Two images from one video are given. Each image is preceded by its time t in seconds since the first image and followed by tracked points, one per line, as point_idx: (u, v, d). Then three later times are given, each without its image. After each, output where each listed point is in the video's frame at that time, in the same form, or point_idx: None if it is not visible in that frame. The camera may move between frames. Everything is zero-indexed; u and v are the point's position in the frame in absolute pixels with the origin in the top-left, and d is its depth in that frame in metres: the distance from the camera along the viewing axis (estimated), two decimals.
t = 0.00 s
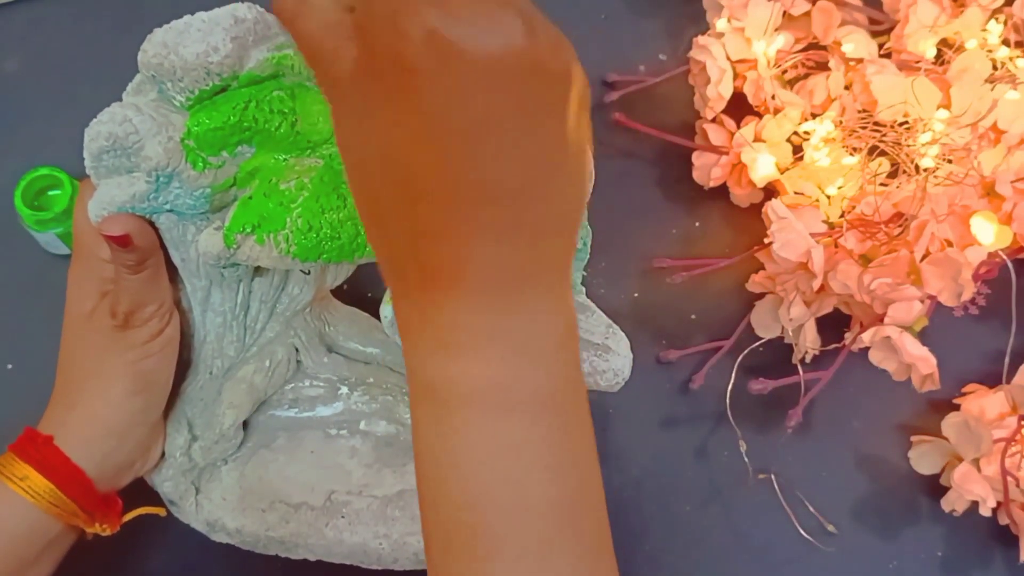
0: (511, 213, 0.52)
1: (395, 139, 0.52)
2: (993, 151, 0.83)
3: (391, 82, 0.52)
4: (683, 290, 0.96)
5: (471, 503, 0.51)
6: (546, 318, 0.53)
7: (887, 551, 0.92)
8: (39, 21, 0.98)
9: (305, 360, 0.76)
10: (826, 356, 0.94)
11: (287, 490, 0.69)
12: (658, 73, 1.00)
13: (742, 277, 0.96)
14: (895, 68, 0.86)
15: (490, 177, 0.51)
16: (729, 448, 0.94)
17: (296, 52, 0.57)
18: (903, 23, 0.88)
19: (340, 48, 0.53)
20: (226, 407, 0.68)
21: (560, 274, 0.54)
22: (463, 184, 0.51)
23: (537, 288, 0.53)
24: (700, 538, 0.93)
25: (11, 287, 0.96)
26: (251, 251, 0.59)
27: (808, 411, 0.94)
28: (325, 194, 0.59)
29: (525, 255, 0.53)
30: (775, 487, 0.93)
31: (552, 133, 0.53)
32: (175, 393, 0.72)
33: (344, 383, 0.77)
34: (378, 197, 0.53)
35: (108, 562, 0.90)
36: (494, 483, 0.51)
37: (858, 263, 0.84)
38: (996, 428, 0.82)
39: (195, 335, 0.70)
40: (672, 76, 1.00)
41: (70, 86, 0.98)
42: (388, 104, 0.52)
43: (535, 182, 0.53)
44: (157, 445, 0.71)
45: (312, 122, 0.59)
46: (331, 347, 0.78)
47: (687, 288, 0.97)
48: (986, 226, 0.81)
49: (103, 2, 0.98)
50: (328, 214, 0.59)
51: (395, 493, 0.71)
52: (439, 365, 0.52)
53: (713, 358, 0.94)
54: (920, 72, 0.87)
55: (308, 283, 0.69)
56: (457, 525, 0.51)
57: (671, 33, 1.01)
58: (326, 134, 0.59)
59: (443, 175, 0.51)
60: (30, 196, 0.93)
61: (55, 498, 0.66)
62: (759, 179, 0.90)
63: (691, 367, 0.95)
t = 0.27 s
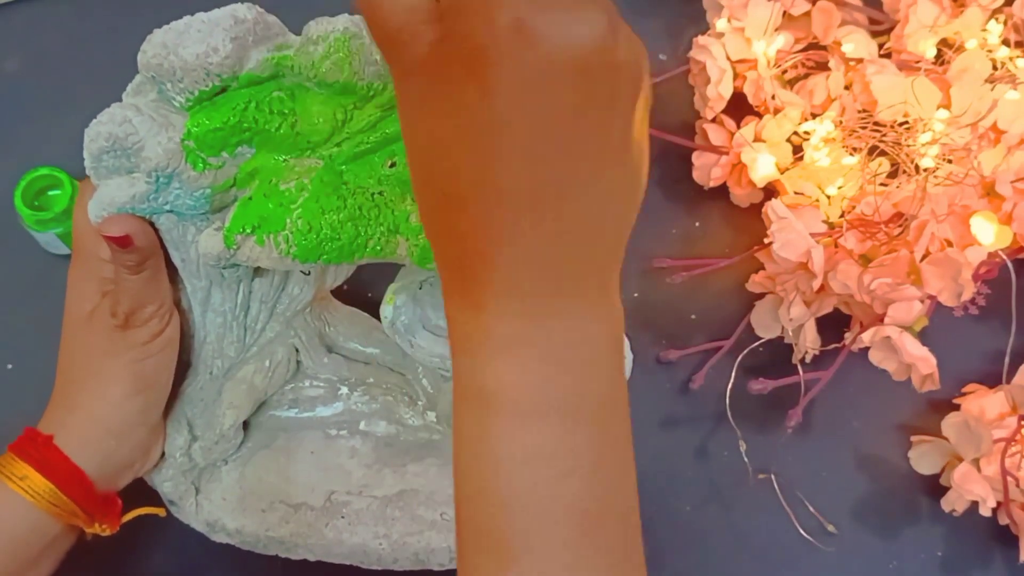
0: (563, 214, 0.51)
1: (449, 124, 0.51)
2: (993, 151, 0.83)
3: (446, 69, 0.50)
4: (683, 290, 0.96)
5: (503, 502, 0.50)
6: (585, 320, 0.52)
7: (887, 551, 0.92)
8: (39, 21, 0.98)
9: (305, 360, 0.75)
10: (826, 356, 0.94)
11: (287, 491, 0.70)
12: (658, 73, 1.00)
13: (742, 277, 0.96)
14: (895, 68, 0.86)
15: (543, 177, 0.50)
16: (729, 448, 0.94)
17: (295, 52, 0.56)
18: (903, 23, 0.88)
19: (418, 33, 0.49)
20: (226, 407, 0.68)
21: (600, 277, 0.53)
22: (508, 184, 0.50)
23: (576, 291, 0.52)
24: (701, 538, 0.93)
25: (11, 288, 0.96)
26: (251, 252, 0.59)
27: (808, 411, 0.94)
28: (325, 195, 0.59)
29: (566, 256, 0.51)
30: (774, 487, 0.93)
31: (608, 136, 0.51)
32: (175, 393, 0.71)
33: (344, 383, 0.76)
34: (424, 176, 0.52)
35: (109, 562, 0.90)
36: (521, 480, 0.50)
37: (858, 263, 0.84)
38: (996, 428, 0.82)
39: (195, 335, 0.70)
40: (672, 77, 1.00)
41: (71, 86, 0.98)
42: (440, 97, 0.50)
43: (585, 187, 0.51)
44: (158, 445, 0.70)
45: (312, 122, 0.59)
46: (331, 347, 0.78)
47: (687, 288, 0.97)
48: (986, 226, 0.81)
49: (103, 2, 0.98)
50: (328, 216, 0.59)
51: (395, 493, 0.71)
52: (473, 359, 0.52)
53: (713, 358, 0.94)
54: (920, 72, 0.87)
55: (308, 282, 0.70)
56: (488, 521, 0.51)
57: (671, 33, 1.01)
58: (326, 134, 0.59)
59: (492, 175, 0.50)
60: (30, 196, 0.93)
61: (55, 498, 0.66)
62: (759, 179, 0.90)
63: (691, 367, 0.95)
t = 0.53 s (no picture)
0: (552, 176, 0.52)
1: (441, 106, 0.52)
2: (993, 151, 0.83)
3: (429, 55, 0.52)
4: (683, 290, 0.96)
5: (509, 487, 0.50)
6: (580, 283, 0.53)
7: (887, 552, 0.92)
8: (39, 21, 0.98)
9: (305, 360, 0.75)
10: (826, 356, 0.94)
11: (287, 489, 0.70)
12: (658, 73, 1.00)
13: (742, 277, 0.96)
14: (895, 68, 0.86)
15: (534, 144, 0.52)
16: (728, 448, 0.94)
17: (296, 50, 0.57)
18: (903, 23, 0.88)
19: (399, 11, 0.52)
20: (227, 405, 0.68)
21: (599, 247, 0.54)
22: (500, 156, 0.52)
23: (574, 255, 0.53)
24: (701, 538, 0.93)
25: (12, 288, 0.96)
26: (252, 249, 0.59)
27: (808, 411, 0.94)
28: (326, 193, 0.60)
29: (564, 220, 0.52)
30: (774, 487, 0.93)
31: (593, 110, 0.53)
32: (176, 392, 0.71)
33: (344, 382, 0.77)
34: (427, 157, 0.53)
35: (109, 562, 0.90)
36: (529, 456, 0.50)
37: (858, 263, 0.84)
38: (996, 428, 0.82)
39: (195, 334, 0.70)
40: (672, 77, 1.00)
41: (71, 86, 0.98)
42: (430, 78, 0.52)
43: (580, 144, 0.53)
44: (157, 444, 0.70)
45: (312, 120, 0.59)
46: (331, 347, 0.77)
47: (687, 288, 0.97)
48: (986, 226, 0.81)
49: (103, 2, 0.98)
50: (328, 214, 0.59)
51: (396, 492, 0.71)
52: (470, 341, 0.52)
53: (713, 358, 0.94)
54: (920, 72, 0.87)
55: (308, 281, 0.70)
56: (492, 528, 0.50)
57: (671, 33, 1.01)
58: (327, 132, 0.60)
59: (490, 142, 0.52)
60: (30, 196, 0.93)
61: (56, 497, 0.66)
62: (759, 178, 0.90)
63: (691, 367, 0.95)
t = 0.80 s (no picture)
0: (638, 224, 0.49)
1: (524, 129, 0.48)
2: (993, 151, 0.83)
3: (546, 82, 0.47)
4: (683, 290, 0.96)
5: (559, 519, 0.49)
6: (659, 341, 0.50)
7: (887, 551, 0.92)
8: (39, 21, 0.98)
9: (305, 360, 0.75)
10: (826, 356, 0.94)
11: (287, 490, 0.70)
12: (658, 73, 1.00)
13: (742, 277, 0.96)
14: (895, 68, 0.86)
15: (627, 180, 0.48)
16: (728, 448, 0.94)
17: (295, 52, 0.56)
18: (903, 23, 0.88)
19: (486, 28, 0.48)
20: (226, 407, 0.68)
21: (678, 302, 0.51)
22: (603, 201, 0.48)
23: (654, 311, 0.50)
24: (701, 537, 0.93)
25: (11, 287, 0.96)
26: (251, 252, 0.59)
27: (808, 411, 0.94)
28: (325, 196, 0.59)
29: (653, 273, 0.50)
30: (774, 487, 0.93)
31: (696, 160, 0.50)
32: (175, 393, 0.71)
33: (344, 383, 0.76)
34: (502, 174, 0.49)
35: (109, 562, 0.90)
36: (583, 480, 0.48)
37: (858, 263, 0.85)
38: (996, 428, 0.82)
39: (195, 335, 0.70)
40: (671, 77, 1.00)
41: (71, 85, 0.98)
42: (529, 103, 0.48)
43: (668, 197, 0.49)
44: (157, 445, 0.70)
45: (312, 122, 0.59)
46: (330, 348, 0.77)
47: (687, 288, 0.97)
48: (986, 226, 0.81)
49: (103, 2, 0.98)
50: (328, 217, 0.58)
51: (395, 494, 0.71)
52: (538, 372, 0.50)
53: (713, 358, 0.94)
54: (920, 72, 0.87)
55: (307, 283, 0.69)
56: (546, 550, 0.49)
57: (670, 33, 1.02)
58: (327, 134, 0.59)
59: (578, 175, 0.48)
60: (30, 196, 0.93)
61: (54, 498, 0.66)
62: (759, 179, 0.90)
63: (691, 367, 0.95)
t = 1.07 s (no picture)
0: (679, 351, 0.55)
1: (586, 254, 0.53)
2: (993, 151, 0.84)
3: (594, 198, 0.53)
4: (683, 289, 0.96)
5: None
6: (689, 440, 0.56)
7: (887, 552, 0.92)
8: (40, 21, 0.98)
9: (305, 360, 0.75)
10: (826, 356, 0.94)
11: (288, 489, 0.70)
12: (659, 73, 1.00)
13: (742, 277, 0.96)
14: (895, 68, 0.86)
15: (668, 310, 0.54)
16: (728, 448, 0.94)
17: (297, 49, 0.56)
18: (903, 23, 0.88)
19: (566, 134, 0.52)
20: (227, 405, 0.69)
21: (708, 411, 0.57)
22: (636, 295, 0.53)
23: (687, 415, 0.56)
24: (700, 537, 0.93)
25: (11, 287, 0.96)
26: (252, 249, 0.59)
27: (808, 411, 0.94)
28: (326, 193, 0.59)
29: (685, 393, 0.56)
30: (774, 487, 0.93)
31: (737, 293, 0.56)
32: (175, 391, 0.71)
33: (344, 382, 0.76)
34: (558, 284, 0.55)
35: (109, 561, 0.90)
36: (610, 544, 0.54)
37: (858, 263, 0.84)
38: (996, 428, 0.82)
39: (195, 334, 0.70)
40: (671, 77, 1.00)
41: (71, 85, 0.98)
42: (593, 233, 0.53)
43: (707, 328, 0.55)
44: (157, 443, 0.70)
45: (313, 120, 0.59)
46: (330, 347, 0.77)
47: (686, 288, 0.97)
48: (986, 226, 0.82)
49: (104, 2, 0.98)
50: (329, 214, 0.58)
51: (395, 492, 0.72)
52: (584, 448, 0.55)
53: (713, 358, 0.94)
54: (920, 72, 0.87)
55: (308, 280, 0.69)
56: None
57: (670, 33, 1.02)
58: (329, 131, 0.59)
59: (627, 304, 0.53)
60: (30, 196, 0.93)
61: (54, 496, 0.66)
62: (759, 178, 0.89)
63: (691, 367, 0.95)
